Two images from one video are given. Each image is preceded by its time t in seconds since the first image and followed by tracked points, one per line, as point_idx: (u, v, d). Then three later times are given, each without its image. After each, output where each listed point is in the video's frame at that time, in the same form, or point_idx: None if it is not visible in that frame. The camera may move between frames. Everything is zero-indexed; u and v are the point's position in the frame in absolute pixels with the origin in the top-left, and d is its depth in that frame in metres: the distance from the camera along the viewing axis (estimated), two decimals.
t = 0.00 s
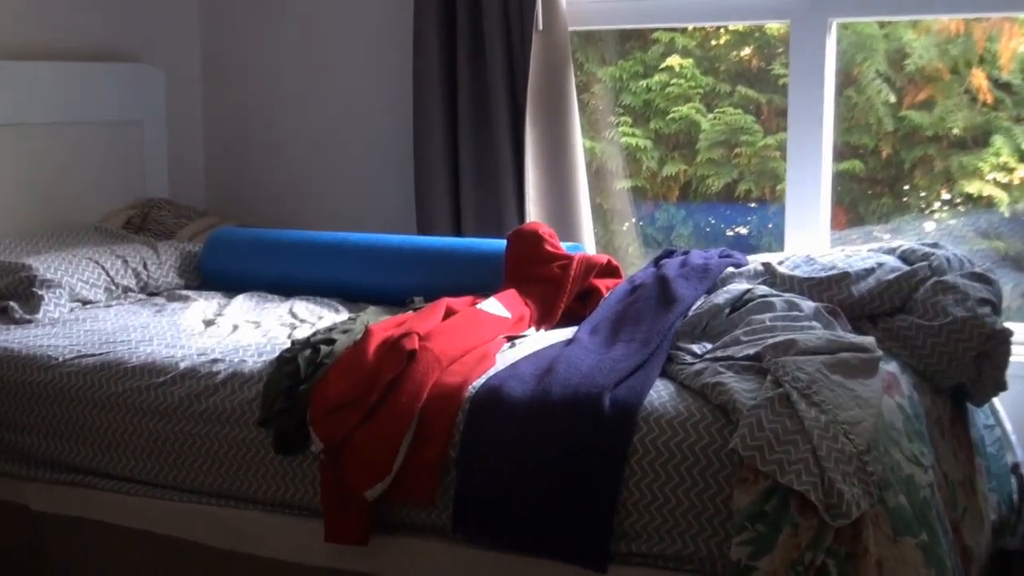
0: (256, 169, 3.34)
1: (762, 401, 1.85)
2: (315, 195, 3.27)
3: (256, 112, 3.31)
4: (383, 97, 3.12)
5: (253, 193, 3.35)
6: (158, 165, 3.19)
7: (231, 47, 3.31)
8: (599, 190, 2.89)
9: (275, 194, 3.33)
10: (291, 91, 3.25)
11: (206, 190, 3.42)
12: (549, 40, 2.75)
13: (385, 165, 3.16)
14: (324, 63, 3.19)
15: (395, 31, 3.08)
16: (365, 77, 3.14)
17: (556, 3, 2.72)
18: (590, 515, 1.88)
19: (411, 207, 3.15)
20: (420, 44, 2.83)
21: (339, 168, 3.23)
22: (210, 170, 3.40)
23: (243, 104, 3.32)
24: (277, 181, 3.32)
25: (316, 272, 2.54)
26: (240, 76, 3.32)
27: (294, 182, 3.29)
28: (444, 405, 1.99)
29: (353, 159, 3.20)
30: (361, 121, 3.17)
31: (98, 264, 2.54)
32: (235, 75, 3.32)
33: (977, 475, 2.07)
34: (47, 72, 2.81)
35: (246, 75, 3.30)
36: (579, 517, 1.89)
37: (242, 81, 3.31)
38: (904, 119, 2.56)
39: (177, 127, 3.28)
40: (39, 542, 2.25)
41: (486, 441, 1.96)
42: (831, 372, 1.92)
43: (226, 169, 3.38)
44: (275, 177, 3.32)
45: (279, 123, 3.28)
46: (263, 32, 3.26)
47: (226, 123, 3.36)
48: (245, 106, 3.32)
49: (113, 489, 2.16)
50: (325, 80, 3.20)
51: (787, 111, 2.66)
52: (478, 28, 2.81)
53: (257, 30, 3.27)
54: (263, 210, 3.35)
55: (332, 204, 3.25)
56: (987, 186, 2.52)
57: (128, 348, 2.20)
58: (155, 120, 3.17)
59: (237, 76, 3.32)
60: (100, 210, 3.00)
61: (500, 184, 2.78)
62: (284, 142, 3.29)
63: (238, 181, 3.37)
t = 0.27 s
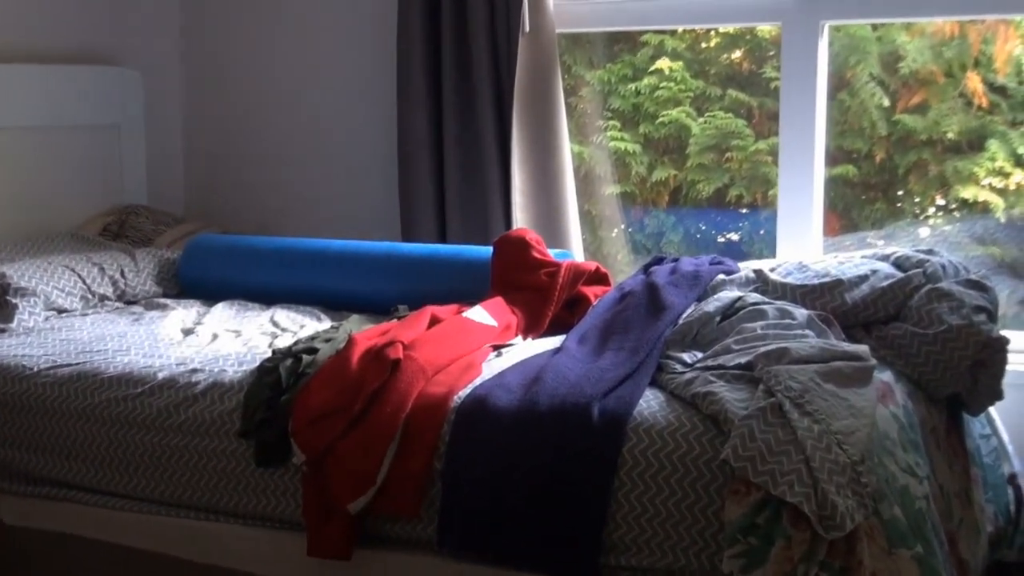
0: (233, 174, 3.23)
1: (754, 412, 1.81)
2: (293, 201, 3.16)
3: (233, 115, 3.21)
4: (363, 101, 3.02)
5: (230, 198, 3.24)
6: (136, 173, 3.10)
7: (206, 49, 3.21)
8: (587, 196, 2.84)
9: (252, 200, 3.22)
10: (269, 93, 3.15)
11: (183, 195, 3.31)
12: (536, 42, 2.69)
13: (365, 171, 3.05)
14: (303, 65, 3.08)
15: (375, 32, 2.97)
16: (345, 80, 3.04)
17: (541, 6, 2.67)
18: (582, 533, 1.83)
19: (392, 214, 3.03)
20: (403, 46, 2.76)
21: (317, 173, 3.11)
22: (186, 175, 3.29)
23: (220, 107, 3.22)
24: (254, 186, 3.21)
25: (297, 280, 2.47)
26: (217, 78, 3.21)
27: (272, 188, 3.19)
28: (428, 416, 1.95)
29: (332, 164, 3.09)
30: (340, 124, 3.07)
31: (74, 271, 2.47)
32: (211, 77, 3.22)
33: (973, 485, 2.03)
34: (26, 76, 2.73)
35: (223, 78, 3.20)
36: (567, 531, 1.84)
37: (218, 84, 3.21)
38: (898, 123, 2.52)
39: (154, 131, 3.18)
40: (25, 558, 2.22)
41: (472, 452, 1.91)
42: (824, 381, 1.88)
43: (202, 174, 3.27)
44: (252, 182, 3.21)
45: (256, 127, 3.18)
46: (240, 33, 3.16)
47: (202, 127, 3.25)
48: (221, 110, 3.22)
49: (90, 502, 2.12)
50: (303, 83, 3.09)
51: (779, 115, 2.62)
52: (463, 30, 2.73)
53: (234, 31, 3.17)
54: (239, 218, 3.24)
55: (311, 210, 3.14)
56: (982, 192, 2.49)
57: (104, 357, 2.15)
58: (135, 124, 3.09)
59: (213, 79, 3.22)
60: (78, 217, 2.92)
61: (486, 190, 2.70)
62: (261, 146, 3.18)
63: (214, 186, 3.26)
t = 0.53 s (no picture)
0: (216, 180, 3.18)
1: (747, 422, 1.76)
2: (277, 206, 3.10)
3: (215, 120, 3.15)
4: (348, 105, 2.97)
5: (213, 205, 3.19)
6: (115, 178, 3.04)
7: (187, 52, 3.16)
8: (576, 202, 2.80)
9: (236, 207, 3.17)
10: (252, 97, 3.10)
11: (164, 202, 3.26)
12: (524, 45, 2.64)
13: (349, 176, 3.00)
14: (287, 69, 3.03)
15: (360, 34, 2.92)
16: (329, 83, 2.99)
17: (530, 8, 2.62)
18: (566, 551, 1.78)
19: (377, 221, 2.98)
20: (388, 49, 2.71)
21: (302, 179, 3.06)
22: (167, 181, 3.24)
23: (202, 111, 3.16)
24: (237, 192, 3.16)
25: (278, 288, 2.42)
26: (199, 81, 3.16)
27: (255, 194, 3.13)
28: (414, 427, 1.90)
29: (316, 169, 3.04)
30: (324, 129, 3.01)
31: (51, 279, 2.42)
32: (193, 81, 3.16)
33: (970, 498, 1.99)
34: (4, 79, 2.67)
35: (205, 81, 3.15)
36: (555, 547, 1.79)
37: (200, 88, 3.16)
38: (892, 127, 2.48)
39: (133, 136, 3.12)
40: None
41: (458, 464, 1.86)
42: (817, 391, 1.84)
43: (184, 179, 3.22)
44: (236, 188, 3.16)
45: (239, 132, 3.13)
46: (223, 36, 3.11)
47: (184, 131, 3.20)
48: (204, 114, 3.17)
49: (66, 516, 2.07)
50: (287, 86, 3.04)
51: (771, 119, 2.58)
52: (448, 33, 2.68)
53: (217, 34, 3.11)
54: (223, 224, 3.19)
55: (294, 216, 3.08)
56: (978, 198, 2.45)
57: (82, 367, 2.10)
58: (113, 128, 3.03)
59: (195, 83, 3.16)
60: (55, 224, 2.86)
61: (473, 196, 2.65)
62: (245, 151, 3.13)
63: (197, 193, 3.21)
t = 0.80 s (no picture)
0: (198, 183, 3.11)
1: (739, 432, 1.72)
2: (259, 211, 3.05)
3: (196, 123, 3.09)
4: (333, 107, 2.91)
5: (194, 209, 3.13)
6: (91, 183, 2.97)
7: (167, 53, 3.09)
8: (564, 206, 2.76)
9: (217, 211, 3.10)
10: (234, 99, 3.03)
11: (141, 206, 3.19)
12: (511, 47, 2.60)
13: (333, 180, 2.94)
14: (270, 71, 2.97)
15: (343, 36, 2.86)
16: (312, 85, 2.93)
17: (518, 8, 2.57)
18: (555, 566, 1.73)
19: (362, 225, 2.92)
20: (372, 51, 2.65)
21: (285, 183, 3.00)
22: (147, 185, 3.18)
23: (183, 113, 3.10)
24: (219, 196, 3.09)
25: (260, 295, 2.37)
26: (179, 83, 3.09)
27: (238, 198, 3.07)
28: (399, 437, 1.85)
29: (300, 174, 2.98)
30: (308, 131, 2.95)
31: (26, 287, 2.35)
32: (173, 83, 3.10)
33: (968, 509, 1.95)
34: None
35: (185, 83, 3.08)
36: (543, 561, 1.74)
37: (180, 90, 3.09)
38: (888, 131, 2.45)
39: (111, 139, 3.05)
40: None
41: (443, 476, 1.81)
42: (811, 401, 1.80)
43: (165, 183, 3.16)
44: (217, 192, 3.09)
45: (220, 135, 3.07)
46: (204, 37, 3.05)
47: (164, 134, 3.13)
48: (185, 116, 3.10)
49: (44, 529, 2.02)
50: (270, 88, 2.98)
51: (764, 122, 2.54)
52: (434, 35, 2.63)
53: (198, 36, 3.05)
54: (204, 229, 3.13)
55: (279, 221, 3.03)
56: (975, 203, 2.41)
57: (59, 377, 2.05)
58: (92, 132, 2.97)
59: (175, 84, 3.10)
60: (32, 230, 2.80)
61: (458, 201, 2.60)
62: (226, 154, 3.07)
63: (176, 196, 3.14)
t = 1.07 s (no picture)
0: (177, 189, 3.04)
1: (732, 441, 1.68)
2: (241, 216, 2.97)
3: (174, 127, 3.01)
4: (317, 111, 2.85)
5: (171, 216, 3.05)
6: (70, 190, 2.88)
7: (144, 55, 3.02)
8: (554, 211, 2.72)
9: (196, 218, 3.03)
10: (213, 103, 2.96)
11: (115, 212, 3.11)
12: (498, 47, 2.56)
13: (316, 186, 2.88)
14: (251, 74, 2.91)
15: (326, 37, 2.81)
16: (296, 89, 2.86)
17: (506, 8, 2.54)
18: None
19: (346, 232, 2.86)
20: (358, 53, 2.60)
21: (266, 189, 2.94)
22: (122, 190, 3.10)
23: (160, 117, 3.02)
24: (198, 202, 3.02)
25: (242, 303, 2.32)
26: (157, 86, 3.01)
27: (218, 205, 3.00)
28: (385, 448, 1.81)
29: (283, 179, 2.91)
30: (292, 135, 2.89)
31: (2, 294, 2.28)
32: (152, 86, 3.02)
33: (966, 521, 1.91)
34: None
35: (163, 86, 3.01)
36: None
37: (159, 93, 3.01)
38: (883, 134, 2.41)
39: (90, 142, 2.98)
40: None
41: (429, 487, 1.77)
42: (806, 410, 1.76)
43: (142, 189, 3.08)
44: (196, 198, 3.02)
45: (199, 139, 2.99)
46: (182, 39, 2.97)
47: (141, 138, 3.06)
48: (162, 120, 3.02)
49: (21, 542, 1.98)
50: (252, 92, 2.91)
51: (757, 125, 2.50)
52: (421, 36, 2.58)
53: (176, 37, 2.97)
54: (182, 236, 3.05)
55: (260, 228, 2.96)
56: (973, 208, 2.37)
57: (36, 386, 2.01)
58: (72, 136, 2.88)
59: (152, 87, 3.02)
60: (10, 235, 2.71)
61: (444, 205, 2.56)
62: (204, 159, 2.99)
63: (154, 202, 3.07)
